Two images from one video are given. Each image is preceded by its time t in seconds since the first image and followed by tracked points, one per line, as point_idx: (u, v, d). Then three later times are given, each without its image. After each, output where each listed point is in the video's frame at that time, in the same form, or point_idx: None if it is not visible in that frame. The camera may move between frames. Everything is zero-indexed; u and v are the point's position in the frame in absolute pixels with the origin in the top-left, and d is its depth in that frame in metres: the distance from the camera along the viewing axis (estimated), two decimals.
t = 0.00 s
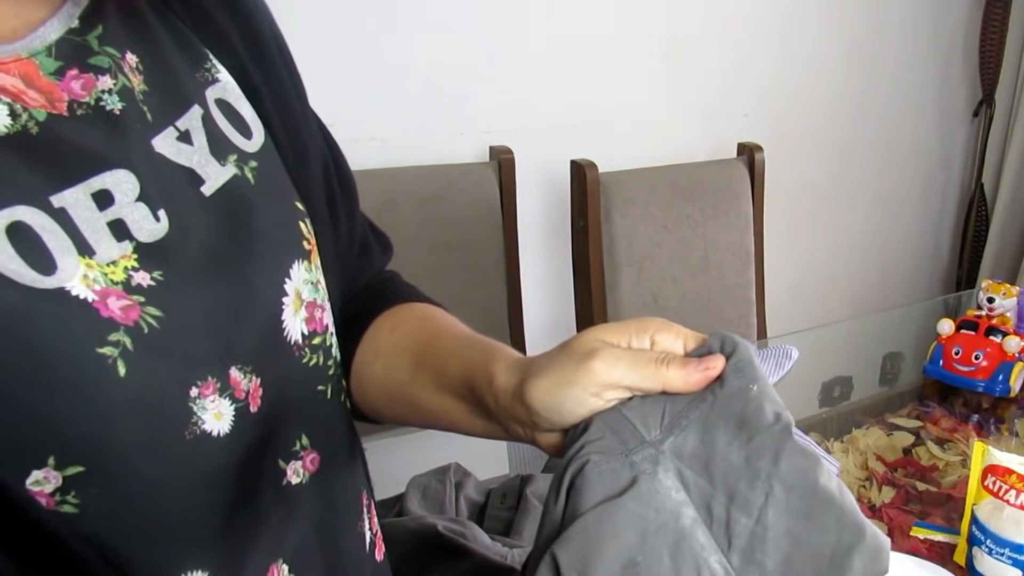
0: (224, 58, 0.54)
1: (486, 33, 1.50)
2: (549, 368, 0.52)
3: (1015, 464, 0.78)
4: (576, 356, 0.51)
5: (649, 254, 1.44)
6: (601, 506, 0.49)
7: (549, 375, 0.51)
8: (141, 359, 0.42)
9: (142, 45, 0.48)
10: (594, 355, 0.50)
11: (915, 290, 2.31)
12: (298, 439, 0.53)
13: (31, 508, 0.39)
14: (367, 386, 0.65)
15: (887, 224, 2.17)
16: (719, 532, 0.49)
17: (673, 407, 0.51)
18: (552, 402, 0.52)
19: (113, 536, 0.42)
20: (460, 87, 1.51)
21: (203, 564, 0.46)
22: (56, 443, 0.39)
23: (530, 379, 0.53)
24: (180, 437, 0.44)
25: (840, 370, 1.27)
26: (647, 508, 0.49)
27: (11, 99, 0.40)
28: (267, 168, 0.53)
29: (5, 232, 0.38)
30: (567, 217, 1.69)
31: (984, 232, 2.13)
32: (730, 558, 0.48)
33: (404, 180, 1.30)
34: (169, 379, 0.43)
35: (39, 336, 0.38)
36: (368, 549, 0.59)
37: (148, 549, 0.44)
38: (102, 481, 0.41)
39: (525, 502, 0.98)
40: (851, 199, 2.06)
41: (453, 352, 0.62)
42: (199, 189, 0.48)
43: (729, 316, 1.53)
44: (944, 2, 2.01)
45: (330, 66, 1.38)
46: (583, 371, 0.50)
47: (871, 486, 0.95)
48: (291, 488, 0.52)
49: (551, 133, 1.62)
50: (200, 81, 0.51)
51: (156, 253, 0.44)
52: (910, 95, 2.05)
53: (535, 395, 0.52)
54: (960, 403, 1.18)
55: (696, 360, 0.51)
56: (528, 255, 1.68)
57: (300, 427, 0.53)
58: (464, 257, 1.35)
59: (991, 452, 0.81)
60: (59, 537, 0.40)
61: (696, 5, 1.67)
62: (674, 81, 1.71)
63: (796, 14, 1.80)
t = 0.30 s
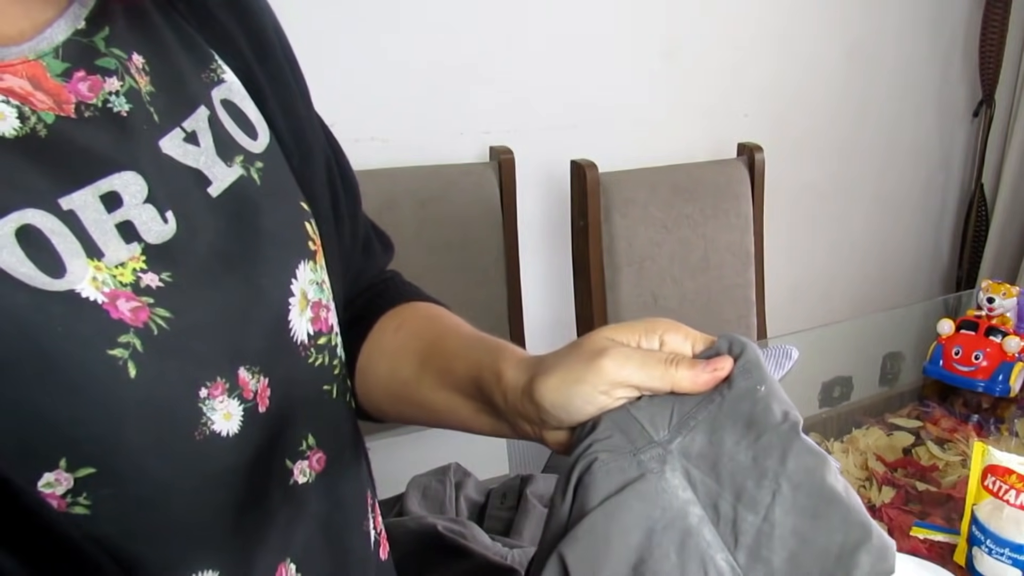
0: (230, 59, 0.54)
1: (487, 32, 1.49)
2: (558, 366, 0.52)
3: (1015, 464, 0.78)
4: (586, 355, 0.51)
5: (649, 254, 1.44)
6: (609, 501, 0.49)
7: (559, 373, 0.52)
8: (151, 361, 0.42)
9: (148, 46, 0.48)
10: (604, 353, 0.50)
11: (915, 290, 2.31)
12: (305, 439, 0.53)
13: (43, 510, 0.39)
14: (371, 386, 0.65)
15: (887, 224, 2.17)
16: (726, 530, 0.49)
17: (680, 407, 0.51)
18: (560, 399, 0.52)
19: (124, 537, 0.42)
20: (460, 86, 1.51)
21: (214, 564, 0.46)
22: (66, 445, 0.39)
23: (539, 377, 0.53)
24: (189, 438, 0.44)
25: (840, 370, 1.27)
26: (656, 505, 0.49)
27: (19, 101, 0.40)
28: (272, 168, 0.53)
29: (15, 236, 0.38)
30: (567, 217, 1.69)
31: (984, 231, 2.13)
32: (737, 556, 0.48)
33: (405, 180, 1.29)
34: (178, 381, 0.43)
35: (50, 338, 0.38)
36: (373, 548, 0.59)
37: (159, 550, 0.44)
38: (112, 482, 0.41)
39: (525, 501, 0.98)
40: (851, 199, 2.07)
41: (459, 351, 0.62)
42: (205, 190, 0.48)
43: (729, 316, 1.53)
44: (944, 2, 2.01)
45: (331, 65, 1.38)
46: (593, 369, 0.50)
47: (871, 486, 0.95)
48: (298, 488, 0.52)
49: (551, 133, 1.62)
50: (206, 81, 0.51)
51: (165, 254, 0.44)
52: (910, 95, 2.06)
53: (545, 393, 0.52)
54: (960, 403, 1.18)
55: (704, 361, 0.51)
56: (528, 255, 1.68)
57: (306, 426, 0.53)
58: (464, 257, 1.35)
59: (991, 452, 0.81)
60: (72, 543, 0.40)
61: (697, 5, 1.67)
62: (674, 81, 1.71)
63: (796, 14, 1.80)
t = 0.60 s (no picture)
0: (232, 59, 0.54)
1: (487, 32, 1.49)
2: (579, 377, 0.54)
3: (1015, 464, 0.78)
4: (606, 367, 0.53)
5: (649, 254, 1.44)
6: (615, 494, 0.50)
7: (579, 383, 0.53)
8: (155, 361, 0.42)
9: (151, 46, 0.48)
10: (623, 365, 0.52)
11: (914, 290, 2.31)
12: (307, 439, 0.52)
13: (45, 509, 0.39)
14: (378, 390, 0.65)
15: (886, 225, 2.17)
16: (727, 523, 0.48)
17: (695, 419, 0.51)
18: (580, 409, 0.54)
19: (128, 538, 0.42)
20: (461, 86, 1.51)
21: (217, 564, 0.46)
22: (70, 447, 0.39)
23: (559, 387, 0.55)
24: (193, 438, 0.44)
25: (841, 370, 1.27)
26: (657, 499, 0.49)
27: (23, 103, 0.40)
28: (275, 168, 0.53)
29: (18, 239, 0.38)
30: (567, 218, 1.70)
31: (984, 232, 2.13)
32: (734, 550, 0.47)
33: (405, 180, 1.29)
34: (182, 381, 0.43)
35: (54, 339, 0.38)
36: (376, 547, 0.59)
37: (162, 551, 0.44)
38: (115, 483, 0.41)
39: (525, 501, 0.98)
40: (851, 199, 2.07)
41: (474, 358, 0.63)
42: (209, 190, 0.48)
43: (729, 316, 1.53)
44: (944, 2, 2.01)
45: (330, 65, 1.38)
46: (613, 380, 0.52)
47: (871, 486, 0.95)
48: (300, 487, 0.52)
49: (551, 133, 1.62)
50: (209, 81, 0.51)
51: (168, 255, 0.44)
52: (910, 95, 2.06)
53: (565, 402, 0.54)
54: (960, 403, 1.18)
55: (719, 376, 0.52)
56: (529, 255, 1.68)
57: (308, 427, 0.53)
58: (465, 257, 1.35)
59: (991, 452, 0.81)
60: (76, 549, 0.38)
61: (697, 5, 1.67)
62: (674, 81, 1.71)
63: (796, 14, 1.80)
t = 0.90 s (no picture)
0: (234, 58, 0.54)
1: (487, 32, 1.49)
2: (574, 373, 0.54)
3: (1015, 464, 0.78)
4: (601, 362, 0.54)
5: (649, 254, 1.44)
6: (610, 489, 0.50)
7: (574, 379, 0.54)
8: (158, 361, 0.42)
9: (153, 45, 0.48)
10: (616, 360, 0.53)
11: (915, 290, 2.31)
12: (307, 438, 0.52)
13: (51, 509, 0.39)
14: (378, 389, 0.65)
15: (887, 225, 2.17)
16: (720, 515, 0.48)
17: (689, 412, 0.51)
18: (575, 405, 0.54)
19: (133, 537, 0.42)
20: (461, 86, 1.51)
21: (222, 563, 0.46)
22: (74, 446, 0.39)
23: (555, 383, 0.55)
24: (196, 437, 0.44)
25: (840, 370, 1.27)
26: (652, 494, 0.49)
27: (27, 102, 0.40)
28: (277, 168, 0.53)
29: (23, 239, 0.38)
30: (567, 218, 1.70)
31: (984, 232, 2.13)
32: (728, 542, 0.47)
33: (405, 180, 1.29)
34: (186, 380, 0.43)
35: (59, 338, 0.38)
36: (376, 545, 0.59)
37: (167, 550, 0.44)
38: (120, 482, 0.41)
39: (525, 501, 0.98)
40: (851, 199, 2.07)
41: (472, 356, 0.63)
42: (212, 190, 0.48)
43: (729, 317, 1.53)
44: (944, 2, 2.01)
45: (330, 65, 1.38)
46: (606, 375, 0.52)
47: (871, 486, 0.95)
48: (300, 486, 0.52)
49: (551, 133, 1.62)
50: (212, 81, 0.51)
51: (172, 254, 0.44)
52: (910, 95, 2.06)
53: (561, 398, 0.55)
54: (960, 403, 1.18)
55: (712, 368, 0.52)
56: (528, 256, 1.68)
57: (309, 425, 0.53)
58: (465, 257, 1.35)
59: (991, 452, 0.81)
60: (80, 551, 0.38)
61: (697, 6, 1.67)
62: (674, 81, 1.71)
63: (796, 14, 1.80)
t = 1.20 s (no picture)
0: (233, 58, 0.54)
1: (486, 32, 1.49)
2: (567, 366, 0.55)
3: (1015, 464, 0.78)
4: (594, 355, 0.54)
5: (649, 254, 1.44)
6: (604, 482, 0.50)
7: (568, 371, 0.54)
8: (159, 359, 0.42)
9: (152, 45, 0.48)
10: (607, 351, 0.53)
11: (915, 290, 2.31)
12: (307, 436, 0.53)
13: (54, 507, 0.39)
14: (378, 386, 0.65)
15: (887, 225, 2.17)
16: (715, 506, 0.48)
17: (681, 401, 0.51)
18: (568, 397, 0.54)
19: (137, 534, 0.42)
20: (461, 86, 1.51)
21: (223, 561, 0.46)
22: (77, 444, 0.39)
23: (549, 377, 0.55)
24: (197, 436, 0.44)
25: (840, 371, 1.27)
26: (646, 486, 0.49)
27: (28, 101, 0.40)
28: (276, 167, 0.53)
29: (25, 237, 0.38)
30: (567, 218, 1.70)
31: (984, 232, 2.13)
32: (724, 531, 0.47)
33: (406, 180, 1.29)
34: (186, 380, 0.43)
35: (61, 337, 0.38)
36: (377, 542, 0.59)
37: (170, 546, 0.44)
38: (121, 479, 0.41)
39: (525, 501, 0.98)
40: (851, 199, 2.07)
41: (468, 351, 0.63)
42: (211, 189, 0.48)
43: (729, 317, 1.53)
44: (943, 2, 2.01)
45: (330, 65, 1.38)
46: (597, 366, 0.53)
47: (871, 486, 0.95)
48: (300, 485, 0.52)
49: (551, 133, 1.62)
50: (211, 80, 0.51)
51: (172, 253, 0.44)
52: (910, 95, 2.06)
53: (554, 391, 0.55)
54: (960, 403, 1.18)
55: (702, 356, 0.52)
56: (529, 256, 1.68)
57: (309, 424, 0.53)
58: (465, 258, 1.35)
59: (991, 452, 0.81)
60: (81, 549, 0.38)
61: (696, 6, 1.67)
62: (674, 82, 1.71)
63: (797, 14, 1.80)
